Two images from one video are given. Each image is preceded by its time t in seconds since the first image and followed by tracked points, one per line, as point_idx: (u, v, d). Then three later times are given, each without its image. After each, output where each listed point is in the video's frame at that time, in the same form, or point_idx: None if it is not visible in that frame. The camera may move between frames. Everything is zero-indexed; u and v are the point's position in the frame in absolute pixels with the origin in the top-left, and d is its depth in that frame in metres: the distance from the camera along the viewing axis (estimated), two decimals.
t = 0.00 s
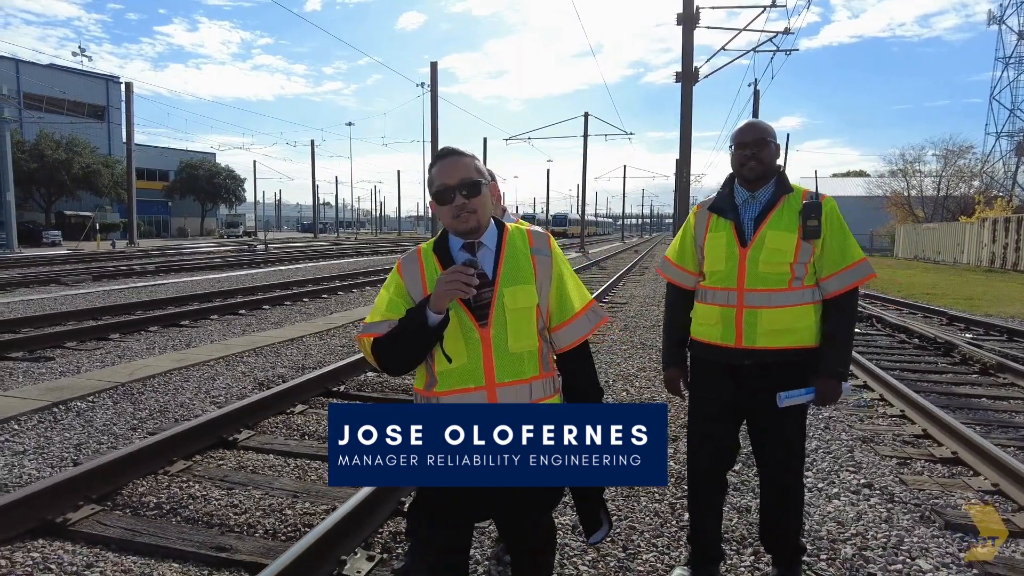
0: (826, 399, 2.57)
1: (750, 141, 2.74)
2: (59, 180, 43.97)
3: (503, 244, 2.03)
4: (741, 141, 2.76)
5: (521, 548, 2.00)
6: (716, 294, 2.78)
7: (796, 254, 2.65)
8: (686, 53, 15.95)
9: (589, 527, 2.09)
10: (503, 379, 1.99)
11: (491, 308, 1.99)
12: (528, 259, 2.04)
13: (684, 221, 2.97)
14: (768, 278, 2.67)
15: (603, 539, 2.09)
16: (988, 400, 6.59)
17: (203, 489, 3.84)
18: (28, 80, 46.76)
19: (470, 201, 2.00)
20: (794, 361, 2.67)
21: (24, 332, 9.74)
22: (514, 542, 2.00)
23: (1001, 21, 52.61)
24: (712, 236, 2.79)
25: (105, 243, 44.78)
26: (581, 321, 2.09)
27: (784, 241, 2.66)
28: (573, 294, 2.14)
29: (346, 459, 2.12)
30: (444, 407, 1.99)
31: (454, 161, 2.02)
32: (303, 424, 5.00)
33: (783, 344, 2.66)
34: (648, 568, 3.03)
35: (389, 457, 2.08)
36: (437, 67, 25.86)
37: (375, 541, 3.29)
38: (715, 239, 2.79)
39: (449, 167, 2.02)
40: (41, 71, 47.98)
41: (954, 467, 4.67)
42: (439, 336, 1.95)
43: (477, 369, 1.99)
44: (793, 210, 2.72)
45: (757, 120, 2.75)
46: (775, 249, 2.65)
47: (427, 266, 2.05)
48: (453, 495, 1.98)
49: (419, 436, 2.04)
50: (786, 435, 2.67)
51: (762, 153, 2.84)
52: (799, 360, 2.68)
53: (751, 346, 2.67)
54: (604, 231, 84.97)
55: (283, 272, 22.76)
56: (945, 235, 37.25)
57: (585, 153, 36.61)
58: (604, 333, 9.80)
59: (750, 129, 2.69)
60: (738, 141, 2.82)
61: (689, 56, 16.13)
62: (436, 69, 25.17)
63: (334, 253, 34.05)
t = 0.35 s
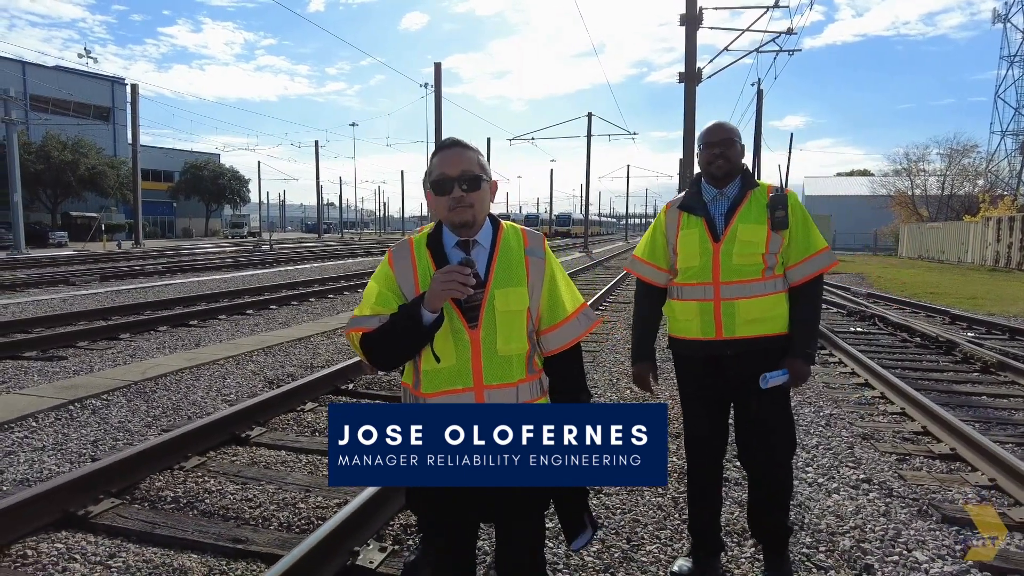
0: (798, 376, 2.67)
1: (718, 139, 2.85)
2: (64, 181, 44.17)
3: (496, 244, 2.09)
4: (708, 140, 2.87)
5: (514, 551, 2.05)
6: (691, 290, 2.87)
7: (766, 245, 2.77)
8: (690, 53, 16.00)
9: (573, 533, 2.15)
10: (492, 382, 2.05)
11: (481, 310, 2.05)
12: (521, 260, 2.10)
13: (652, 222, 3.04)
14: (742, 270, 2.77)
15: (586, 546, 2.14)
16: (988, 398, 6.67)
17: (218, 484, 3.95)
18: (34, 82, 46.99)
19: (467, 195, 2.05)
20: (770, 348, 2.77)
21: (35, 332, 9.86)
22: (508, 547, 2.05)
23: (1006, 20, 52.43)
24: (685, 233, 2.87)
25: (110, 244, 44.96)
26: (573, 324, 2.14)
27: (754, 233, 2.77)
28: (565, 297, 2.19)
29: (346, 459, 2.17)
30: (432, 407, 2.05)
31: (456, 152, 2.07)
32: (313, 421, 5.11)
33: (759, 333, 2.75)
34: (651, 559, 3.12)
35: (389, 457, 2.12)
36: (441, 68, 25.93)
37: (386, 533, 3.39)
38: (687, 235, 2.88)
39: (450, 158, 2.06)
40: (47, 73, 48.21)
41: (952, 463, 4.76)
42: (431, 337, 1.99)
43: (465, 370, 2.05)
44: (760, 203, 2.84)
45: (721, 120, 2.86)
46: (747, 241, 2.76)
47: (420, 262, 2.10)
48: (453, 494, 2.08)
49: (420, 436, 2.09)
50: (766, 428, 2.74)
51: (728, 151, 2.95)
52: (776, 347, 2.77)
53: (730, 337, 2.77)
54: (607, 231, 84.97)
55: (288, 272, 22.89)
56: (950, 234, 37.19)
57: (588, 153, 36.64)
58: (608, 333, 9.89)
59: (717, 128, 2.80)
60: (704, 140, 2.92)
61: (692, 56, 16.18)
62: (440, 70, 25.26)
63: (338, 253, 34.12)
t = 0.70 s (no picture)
0: (788, 371, 2.74)
1: (700, 139, 2.94)
2: (71, 182, 44.45)
3: (502, 248, 2.10)
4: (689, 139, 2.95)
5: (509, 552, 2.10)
6: (679, 288, 2.96)
7: (750, 241, 2.87)
8: (692, 52, 16.07)
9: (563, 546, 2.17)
10: (487, 387, 2.07)
11: (481, 313, 2.06)
12: (525, 266, 2.11)
13: (635, 221, 3.10)
14: (727, 266, 2.87)
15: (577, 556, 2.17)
16: (986, 393, 6.74)
17: (227, 476, 4.06)
18: (41, 83, 47.29)
19: (476, 193, 2.09)
20: (751, 340, 2.86)
21: (45, 331, 10.01)
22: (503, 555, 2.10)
23: (1012, 17, 52.19)
24: (669, 232, 2.95)
25: (117, 244, 45.23)
26: (572, 336, 2.16)
27: (738, 230, 2.86)
28: (569, 308, 2.20)
29: (347, 459, 2.17)
30: (426, 407, 2.07)
31: (470, 149, 2.12)
32: (319, 416, 5.21)
33: (745, 327, 2.85)
34: (647, 546, 3.22)
35: (389, 457, 2.14)
36: (444, 68, 26.05)
37: (389, 521, 3.50)
38: (672, 234, 2.95)
39: (463, 154, 2.10)
40: (54, 74, 48.51)
41: (946, 456, 4.84)
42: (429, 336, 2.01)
43: (461, 373, 2.08)
44: (742, 200, 2.94)
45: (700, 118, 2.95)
46: (731, 237, 2.85)
47: (425, 259, 2.12)
48: (454, 494, 2.14)
49: (420, 436, 2.10)
50: (742, 419, 2.82)
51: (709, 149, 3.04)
52: (759, 339, 2.86)
53: (718, 331, 2.86)
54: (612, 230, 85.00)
55: (293, 272, 23.03)
56: (955, 232, 37.09)
57: (592, 152, 36.72)
58: (610, 331, 9.97)
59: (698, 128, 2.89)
60: (684, 139, 3.00)
61: (695, 55, 16.23)
62: (444, 70, 25.37)
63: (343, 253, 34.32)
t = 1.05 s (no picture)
0: (778, 378, 2.87)
1: (702, 142, 3.01)
2: (80, 183, 44.79)
3: (523, 248, 2.10)
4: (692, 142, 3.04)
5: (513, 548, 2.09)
6: (673, 288, 3.05)
7: (745, 247, 2.95)
8: (696, 52, 16.15)
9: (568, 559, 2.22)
10: (500, 385, 2.08)
11: (498, 311, 2.06)
12: (546, 267, 2.10)
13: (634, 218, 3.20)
14: (721, 270, 2.95)
15: (581, 571, 2.20)
16: (984, 390, 6.81)
17: (238, 468, 4.20)
18: (50, 85, 47.69)
19: (501, 192, 2.09)
20: (745, 347, 2.97)
21: (57, 330, 10.21)
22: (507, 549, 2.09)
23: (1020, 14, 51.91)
24: (667, 232, 3.04)
25: (126, 244, 45.56)
26: (591, 341, 2.14)
27: (734, 235, 2.94)
28: (588, 313, 2.19)
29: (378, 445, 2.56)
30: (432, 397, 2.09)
31: (496, 147, 2.13)
32: (326, 411, 5.35)
33: (735, 331, 2.95)
34: (642, 534, 3.34)
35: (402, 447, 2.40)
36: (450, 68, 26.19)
37: (394, 511, 3.64)
38: (669, 235, 3.04)
39: (488, 152, 2.13)
40: (62, 76, 48.88)
41: (940, 451, 4.93)
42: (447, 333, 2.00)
43: (475, 369, 2.08)
44: (740, 205, 3.01)
45: (705, 121, 3.03)
46: (727, 242, 2.93)
47: (446, 255, 2.13)
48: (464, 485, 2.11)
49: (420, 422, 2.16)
50: (737, 423, 2.95)
51: (712, 151, 3.11)
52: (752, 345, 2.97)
53: (708, 334, 2.97)
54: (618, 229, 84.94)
55: (300, 271, 23.23)
56: (962, 231, 36.96)
57: (598, 151, 36.79)
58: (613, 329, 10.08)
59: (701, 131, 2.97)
60: (687, 140, 3.09)
61: (699, 55, 16.30)
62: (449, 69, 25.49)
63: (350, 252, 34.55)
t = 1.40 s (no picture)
0: (788, 386, 2.85)
1: (730, 140, 3.06)
2: (91, 183, 45.24)
3: (546, 250, 2.07)
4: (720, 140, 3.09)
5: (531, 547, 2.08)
6: (690, 286, 3.12)
7: (765, 250, 2.99)
8: (703, 52, 16.23)
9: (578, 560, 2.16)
10: (520, 386, 2.01)
11: (520, 312, 2.03)
12: (567, 269, 2.07)
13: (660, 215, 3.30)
14: (738, 272, 3.00)
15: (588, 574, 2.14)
16: (988, 389, 6.88)
17: (255, 461, 4.33)
18: (62, 86, 48.19)
19: (523, 194, 2.06)
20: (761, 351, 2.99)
21: (74, 328, 10.42)
22: (525, 546, 2.08)
23: None
24: (688, 230, 3.12)
25: (136, 244, 45.98)
26: (611, 342, 2.07)
27: (754, 237, 2.99)
28: (611, 316, 2.12)
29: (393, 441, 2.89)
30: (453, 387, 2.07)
31: (517, 153, 2.10)
32: (339, 407, 5.48)
33: (747, 335, 2.98)
34: (647, 526, 3.45)
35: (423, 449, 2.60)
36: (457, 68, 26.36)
37: (407, 502, 3.76)
38: (690, 233, 3.12)
39: (510, 156, 2.11)
40: (74, 77, 49.40)
41: (941, 448, 5.02)
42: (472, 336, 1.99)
43: (497, 370, 2.03)
44: (764, 207, 3.05)
45: (734, 121, 3.08)
46: (746, 243, 2.99)
47: (470, 258, 2.10)
48: (482, 479, 2.03)
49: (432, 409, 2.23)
50: (742, 424, 2.94)
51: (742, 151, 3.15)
52: (766, 351, 3.00)
53: (720, 336, 3.00)
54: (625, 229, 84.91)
55: (310, 271, 23.44)
56: (972, 231, 36.80)
57: (605, 151, 36.87)
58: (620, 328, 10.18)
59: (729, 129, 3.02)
60: (716, 139, 3.14)
61: (706, 55, 16.37)
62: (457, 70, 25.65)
63: (358, 252, 34.79)
